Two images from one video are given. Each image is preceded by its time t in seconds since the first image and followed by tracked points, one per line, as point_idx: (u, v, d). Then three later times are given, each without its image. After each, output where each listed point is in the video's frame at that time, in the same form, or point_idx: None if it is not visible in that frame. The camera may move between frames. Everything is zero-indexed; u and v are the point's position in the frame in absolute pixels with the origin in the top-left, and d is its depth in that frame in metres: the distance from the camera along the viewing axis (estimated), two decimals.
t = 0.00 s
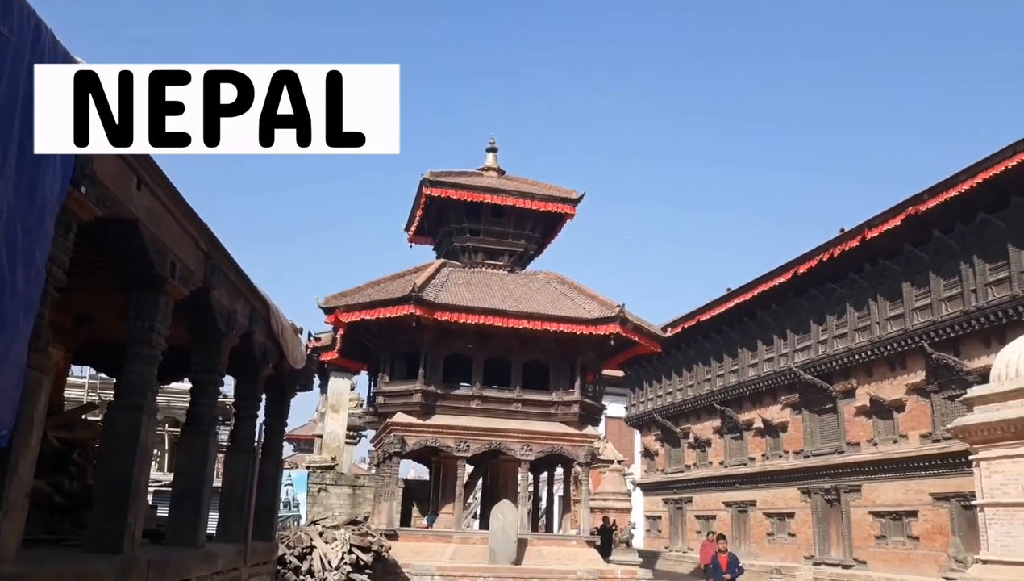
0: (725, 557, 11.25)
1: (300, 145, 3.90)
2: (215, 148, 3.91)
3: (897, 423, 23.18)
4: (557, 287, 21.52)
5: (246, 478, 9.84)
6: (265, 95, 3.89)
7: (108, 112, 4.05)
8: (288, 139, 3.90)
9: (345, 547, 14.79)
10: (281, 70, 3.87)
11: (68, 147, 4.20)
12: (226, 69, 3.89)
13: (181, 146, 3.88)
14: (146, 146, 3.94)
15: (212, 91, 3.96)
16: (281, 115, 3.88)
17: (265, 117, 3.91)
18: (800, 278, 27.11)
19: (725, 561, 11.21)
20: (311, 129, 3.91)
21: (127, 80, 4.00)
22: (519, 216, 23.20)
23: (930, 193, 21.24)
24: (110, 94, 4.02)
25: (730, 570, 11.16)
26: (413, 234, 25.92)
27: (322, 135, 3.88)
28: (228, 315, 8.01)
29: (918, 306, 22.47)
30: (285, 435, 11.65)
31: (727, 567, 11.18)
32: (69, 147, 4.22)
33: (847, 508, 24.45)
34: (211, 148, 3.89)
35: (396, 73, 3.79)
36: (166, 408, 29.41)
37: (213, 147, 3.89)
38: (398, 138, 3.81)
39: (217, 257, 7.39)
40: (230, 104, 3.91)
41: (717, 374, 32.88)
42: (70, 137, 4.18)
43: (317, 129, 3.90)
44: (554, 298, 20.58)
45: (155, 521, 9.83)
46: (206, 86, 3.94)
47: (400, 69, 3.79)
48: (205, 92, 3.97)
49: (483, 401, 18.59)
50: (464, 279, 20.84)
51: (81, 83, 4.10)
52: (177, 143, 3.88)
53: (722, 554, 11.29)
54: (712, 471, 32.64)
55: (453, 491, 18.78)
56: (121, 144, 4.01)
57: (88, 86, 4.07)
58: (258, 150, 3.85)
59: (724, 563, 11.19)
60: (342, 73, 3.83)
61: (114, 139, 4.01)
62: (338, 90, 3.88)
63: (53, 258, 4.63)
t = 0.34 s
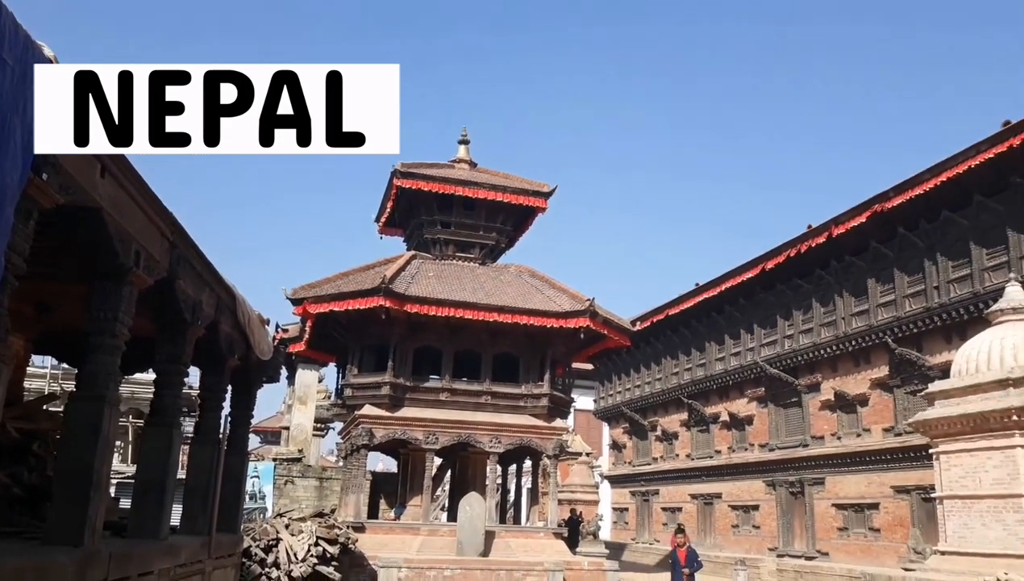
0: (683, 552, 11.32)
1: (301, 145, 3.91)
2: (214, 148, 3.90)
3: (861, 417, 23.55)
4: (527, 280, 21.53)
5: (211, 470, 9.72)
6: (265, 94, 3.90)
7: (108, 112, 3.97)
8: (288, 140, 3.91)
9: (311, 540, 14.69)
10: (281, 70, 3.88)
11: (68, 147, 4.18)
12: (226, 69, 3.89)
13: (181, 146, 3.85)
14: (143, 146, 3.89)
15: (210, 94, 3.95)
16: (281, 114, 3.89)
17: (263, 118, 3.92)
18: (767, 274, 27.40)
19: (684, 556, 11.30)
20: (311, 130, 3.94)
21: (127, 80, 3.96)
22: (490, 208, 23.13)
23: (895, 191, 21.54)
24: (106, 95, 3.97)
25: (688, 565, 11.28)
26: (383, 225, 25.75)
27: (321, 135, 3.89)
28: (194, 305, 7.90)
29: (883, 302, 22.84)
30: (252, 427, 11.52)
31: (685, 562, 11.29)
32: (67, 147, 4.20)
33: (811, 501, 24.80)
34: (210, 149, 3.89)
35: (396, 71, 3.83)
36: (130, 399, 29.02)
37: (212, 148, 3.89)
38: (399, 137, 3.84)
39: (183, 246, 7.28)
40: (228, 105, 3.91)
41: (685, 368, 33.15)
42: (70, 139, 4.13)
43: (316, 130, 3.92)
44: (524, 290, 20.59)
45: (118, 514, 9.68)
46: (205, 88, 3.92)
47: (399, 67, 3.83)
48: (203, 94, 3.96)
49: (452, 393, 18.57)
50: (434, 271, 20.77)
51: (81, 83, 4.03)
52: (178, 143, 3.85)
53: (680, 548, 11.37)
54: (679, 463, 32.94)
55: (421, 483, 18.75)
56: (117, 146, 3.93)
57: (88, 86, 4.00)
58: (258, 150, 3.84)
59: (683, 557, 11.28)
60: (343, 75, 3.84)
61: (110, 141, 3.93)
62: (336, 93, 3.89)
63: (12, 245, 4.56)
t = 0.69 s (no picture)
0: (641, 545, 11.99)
1: (300, 143, 4.24)
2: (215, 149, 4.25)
3: (819, 412, 23.93)
4: (493, 274, 21.51)
5: (170, 464, 9.54)
6: (265, 94, 4.21)
7: (108, 112, 4.32)
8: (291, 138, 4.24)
9: (272, 534, 14.52)
10: (281, 70, 4.17)
11: (68, 144, 4.46)
12: (226, 70, 4.19)
13: (182, 146, 4.21)
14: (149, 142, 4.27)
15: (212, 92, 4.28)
16: (281, 115, 4.21)
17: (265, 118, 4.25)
18: (730, 270, 27.67)
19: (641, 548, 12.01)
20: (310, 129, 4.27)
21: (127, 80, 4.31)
22: (456, 202, 23.09)
23: (855, 190, 21.87)
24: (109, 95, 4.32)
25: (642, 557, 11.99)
26: (347, 217, 25.55)
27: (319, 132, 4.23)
28: (152, 295, 7.75)
29: (842, 299, 23.21)
30: (212, 421, 11.34)
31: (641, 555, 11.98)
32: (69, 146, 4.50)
33: (771, 494, 25.16)
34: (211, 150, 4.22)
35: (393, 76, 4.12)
36: (86, 392, 28.52)
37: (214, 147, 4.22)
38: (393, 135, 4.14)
39: (142, 236, 7.13)
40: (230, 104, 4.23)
41: (648, 362, 33.42)
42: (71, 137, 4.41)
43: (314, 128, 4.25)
44: (489, 284, 20.56)
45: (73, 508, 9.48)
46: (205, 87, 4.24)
47: (399, 68, 4.12)
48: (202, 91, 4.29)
49: (416, 386, 18.48)
50: (399, 264, 20.68)
51: (81, 83, 4.33)
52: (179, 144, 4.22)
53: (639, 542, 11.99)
54: (641, 457, 33.21)
55: (384, 477, 18.68)
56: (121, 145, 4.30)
57: (88, 86, 4.32)
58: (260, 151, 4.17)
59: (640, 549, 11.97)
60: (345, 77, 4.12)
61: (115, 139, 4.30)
62: (336, 93, 4.21)
63: None
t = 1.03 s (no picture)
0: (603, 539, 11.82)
1: (300, 141, 5.10)
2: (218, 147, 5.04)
3: (783, 408, 24.24)
4: (462, 269, 21.45)
5: (132, 459, 9.37)
6: (267, 94, 5.06)
7: (109, 112, 5.07)
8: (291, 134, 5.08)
9: (237, 529, 14.38)
10: (281, 74, 5.01)
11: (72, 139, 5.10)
12: (227, 73, 4.99)
13: (182, 143, 5.00)
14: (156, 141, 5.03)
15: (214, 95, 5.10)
16: (281, 114, 5.07)
17: (265, 117, 5.09)
18: (697, 267, 27.86)
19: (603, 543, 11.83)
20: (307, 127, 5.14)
21: (126, 82, 5.06)
22: (425, 196, 22.97)
23: (821, 189, 22.13)
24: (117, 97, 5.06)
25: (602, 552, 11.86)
26: (315, 209, 25.32)
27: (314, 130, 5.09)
28: (114, 287, 7.61)
29: (807, 297, 23.51)
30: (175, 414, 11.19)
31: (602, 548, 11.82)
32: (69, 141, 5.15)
33: (735, 490, 25.43)
34: (213, 147, 5.02)
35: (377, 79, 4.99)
36: (46, 384, 28.00)
37: (215, 146, 5.02)
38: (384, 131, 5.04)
39: (104, 227, 6.99)
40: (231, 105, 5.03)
41: (616, 358, 33.60)
42: (70, 135, 5.03)
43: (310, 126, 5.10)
44: (459, 279, 20.50)
45: (31, 504, 9.31)
46: (209, 91, 5.06)
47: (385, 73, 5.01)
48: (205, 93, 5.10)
49: (383, 381, 18.40)
50: (367, 258, 20.54)
51: (83, 83, 5.03)
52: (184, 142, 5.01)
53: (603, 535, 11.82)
54: (608, 452, 33.40)
55: (351, 472, 18.60)
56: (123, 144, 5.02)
57: (89, 86, 5.03)
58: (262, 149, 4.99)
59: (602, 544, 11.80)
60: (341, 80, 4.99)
61: (119, 139, 5.02)
62: (331, 95, 5.08)
63: None
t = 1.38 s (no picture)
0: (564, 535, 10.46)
1: (300, 137, 7.35)
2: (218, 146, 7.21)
3: (752, 404, 24.49)
4: (434, 263, 21.39)
5: (97, 453, 9.21)
6: (269, 96, 7.29)
7: (110, 112, 7.08)
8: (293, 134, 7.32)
9: (204, 523, 14.24)
10: (282, 80, 7.19)
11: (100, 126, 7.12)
12: (227, 79, 7.15)
13: (180, 142, 7.17)
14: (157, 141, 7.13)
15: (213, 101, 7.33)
16: (281, 114, 7.30)
17: (264, 117, 7.35)
18: (668, 264, 28.01)
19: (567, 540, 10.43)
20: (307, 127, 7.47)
21: (127, 86, 7.08)
22: (398, 189, 22.88)
23: (791, 188, 22.34)
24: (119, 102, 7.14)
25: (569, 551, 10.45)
26: (286, 202, 25.10)
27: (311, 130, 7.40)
28: (79, 278, 7.50)
29: (776, 295, 23.75)
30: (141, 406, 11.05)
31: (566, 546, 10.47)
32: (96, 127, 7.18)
33: (704, 485, 25.64)
34: (211, 144, 7.17)
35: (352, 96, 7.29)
36: (8, 377, 27.51)
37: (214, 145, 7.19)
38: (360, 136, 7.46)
39: (68, 217, 6.88)
40: (233, 105, 7.29)
41: (588, 354, 33.71)
42: (85, 128, 6.97)
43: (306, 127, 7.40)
44: (431, 273, 20.43)
45: None
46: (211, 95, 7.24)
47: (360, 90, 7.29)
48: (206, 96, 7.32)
49: (354, 375, 18.31)
50: (338, 251, 20.41)
51: (88, 86, 7.01)
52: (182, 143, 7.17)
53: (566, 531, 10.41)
54: (579, 447, 33.53)
55: (320, 466, 18.56)
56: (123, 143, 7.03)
57: (93, 89, 7.03)
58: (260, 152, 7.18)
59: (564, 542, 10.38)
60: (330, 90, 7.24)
61: (119, 139, 7.02)
62: (327, 99, 7.34)
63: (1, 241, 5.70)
